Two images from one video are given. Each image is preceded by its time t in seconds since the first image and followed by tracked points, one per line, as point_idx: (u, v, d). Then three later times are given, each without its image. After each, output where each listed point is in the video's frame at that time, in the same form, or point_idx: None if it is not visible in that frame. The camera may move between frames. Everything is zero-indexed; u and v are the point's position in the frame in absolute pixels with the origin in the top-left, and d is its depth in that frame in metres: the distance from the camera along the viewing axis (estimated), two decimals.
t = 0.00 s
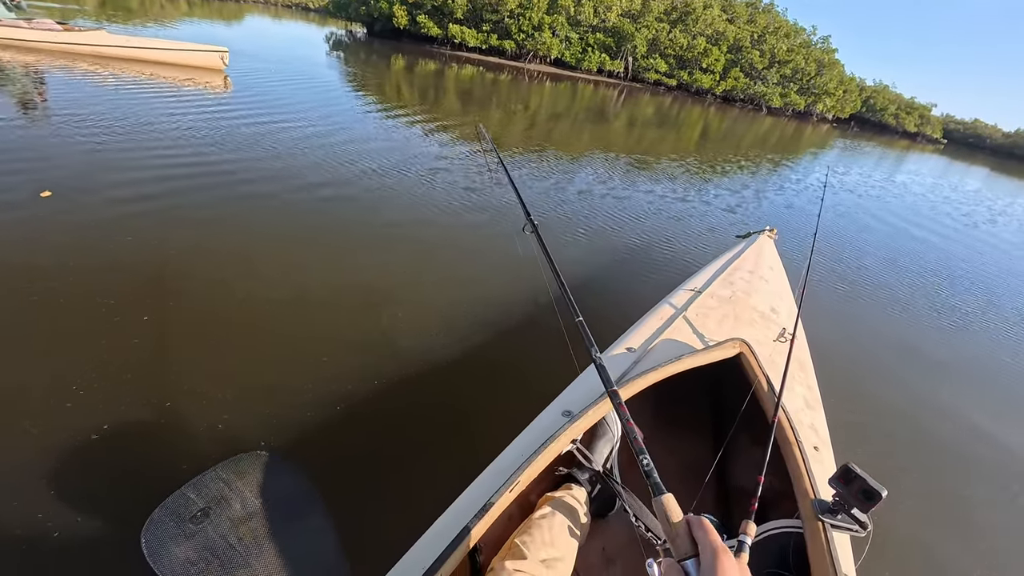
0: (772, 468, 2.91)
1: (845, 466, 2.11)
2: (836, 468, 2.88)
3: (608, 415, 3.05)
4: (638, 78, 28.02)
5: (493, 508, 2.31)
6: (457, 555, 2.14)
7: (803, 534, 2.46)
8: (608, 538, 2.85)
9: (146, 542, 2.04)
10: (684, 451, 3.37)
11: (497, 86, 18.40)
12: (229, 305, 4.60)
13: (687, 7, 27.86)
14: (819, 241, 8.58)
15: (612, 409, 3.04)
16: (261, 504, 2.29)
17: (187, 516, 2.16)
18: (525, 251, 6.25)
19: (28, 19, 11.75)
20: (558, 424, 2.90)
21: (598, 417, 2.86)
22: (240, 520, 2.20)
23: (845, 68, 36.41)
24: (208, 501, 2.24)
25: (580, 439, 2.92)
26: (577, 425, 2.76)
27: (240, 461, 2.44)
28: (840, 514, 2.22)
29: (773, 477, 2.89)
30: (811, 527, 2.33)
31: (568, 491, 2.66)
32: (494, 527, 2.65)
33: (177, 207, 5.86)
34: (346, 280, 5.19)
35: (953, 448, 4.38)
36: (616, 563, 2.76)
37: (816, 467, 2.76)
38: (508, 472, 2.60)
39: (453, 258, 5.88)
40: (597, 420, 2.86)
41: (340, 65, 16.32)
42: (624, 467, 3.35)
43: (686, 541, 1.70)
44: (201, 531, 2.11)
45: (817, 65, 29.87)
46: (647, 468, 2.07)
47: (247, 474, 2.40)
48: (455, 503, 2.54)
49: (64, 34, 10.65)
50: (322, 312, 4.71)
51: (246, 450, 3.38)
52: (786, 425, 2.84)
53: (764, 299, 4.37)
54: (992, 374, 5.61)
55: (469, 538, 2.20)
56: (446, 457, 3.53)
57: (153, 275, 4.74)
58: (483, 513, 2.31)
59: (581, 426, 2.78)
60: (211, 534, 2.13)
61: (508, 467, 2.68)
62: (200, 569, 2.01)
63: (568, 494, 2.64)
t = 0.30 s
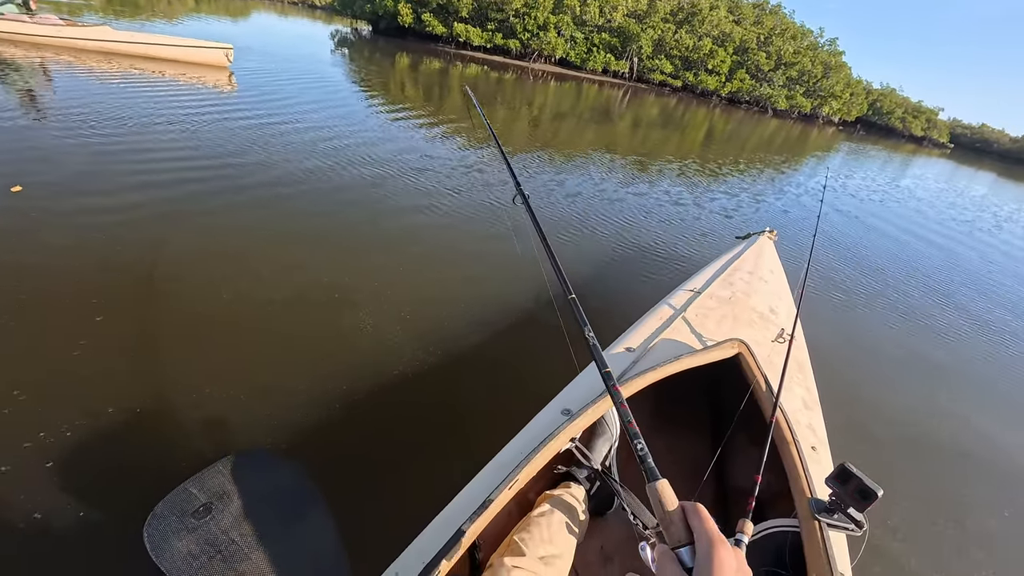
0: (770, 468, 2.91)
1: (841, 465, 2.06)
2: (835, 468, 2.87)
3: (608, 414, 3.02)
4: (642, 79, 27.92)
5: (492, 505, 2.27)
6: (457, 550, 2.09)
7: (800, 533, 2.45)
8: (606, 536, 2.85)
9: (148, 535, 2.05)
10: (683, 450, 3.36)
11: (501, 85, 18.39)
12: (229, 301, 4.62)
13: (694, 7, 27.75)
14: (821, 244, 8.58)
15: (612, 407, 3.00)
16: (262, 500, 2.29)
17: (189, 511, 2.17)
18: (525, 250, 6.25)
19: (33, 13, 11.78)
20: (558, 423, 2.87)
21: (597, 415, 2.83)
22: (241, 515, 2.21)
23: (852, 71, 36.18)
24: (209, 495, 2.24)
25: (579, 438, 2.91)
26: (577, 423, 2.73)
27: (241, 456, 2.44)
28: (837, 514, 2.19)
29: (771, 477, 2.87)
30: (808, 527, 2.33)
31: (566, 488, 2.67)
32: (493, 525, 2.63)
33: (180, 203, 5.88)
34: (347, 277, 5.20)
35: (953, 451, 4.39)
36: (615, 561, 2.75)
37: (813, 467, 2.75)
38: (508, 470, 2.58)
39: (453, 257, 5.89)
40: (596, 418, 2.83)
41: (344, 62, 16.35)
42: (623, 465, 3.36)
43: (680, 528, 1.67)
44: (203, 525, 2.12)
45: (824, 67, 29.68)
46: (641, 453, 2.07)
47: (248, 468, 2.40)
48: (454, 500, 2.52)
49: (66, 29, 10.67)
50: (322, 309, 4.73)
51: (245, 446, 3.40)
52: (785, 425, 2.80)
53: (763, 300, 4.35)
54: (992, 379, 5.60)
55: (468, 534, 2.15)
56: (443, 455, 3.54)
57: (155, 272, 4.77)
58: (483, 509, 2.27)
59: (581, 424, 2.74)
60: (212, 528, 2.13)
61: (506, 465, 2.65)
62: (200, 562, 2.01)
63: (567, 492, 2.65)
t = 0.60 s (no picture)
0: (768, 468, 2.89)
1: (838, 467, 2.07)
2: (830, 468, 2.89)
3: (608, 412, 3.01)
4: (647, 80, 27.86)
5: (492, 501, 2.28)
6: (457, 544, 2.10)
7: (796, 533, 2.43)
8: (603, 533, 2.85)
9: (150, 526, 2.08)
10: (682, 450, 3.34)
11: (504, 85, 18.41)
12: (231, 297, 4.65)
13: (699, 9, 27.70)
14: (824, 247, 8.53)
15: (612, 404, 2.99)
16: (260, 492, 2.29)
17: (190, 502, 2.19)
18: (525, 250, 6.25)
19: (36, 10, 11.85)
20: (558, 420, 2.87)
21: (597, 413, 2.83)
22: (241, 507, 2.22)
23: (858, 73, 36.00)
24: (210, 487, 2.26)
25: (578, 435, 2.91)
26: (577, 420, 2.73)
27: (242, 447, 2.44)
28: (833, 514, 2.19)
29: (769, 477, 2.86)
30: (805, 527, 2.34)
31: (565, 485, 2.68)
32: (493, 522, 2.66)
33: (184, 199, 5.92)
34: (348, 274, 5.23)
35: (956, 455, 4.37)
36: (612, 558, 2.75)
37: (810, 468, 2.75)
38: (507, 466, 2.58)
39: (454, 256, 5.91)
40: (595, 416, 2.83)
41: (348, 61, 16.41)
42: (621, 463, 3.36)
43: (678, 520, 1.65)
44: (203, 517, 2.14)
45: (829, 70, 29.59)
46: (638, 442, 2.07)
47: (248, 460, 2.40)
48: (454, 495, 2.52)
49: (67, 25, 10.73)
50: (322, 305, 4.75)
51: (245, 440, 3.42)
52: (783, 425, 2.79)
53: (763, 301, 4.34)
54: (995, 383, 5.57)
55: (468, 529, 2.16)
56: (442, 452, 3.55)
57: (158, 267, 4.80)
58: (482, 505, 2.28)
59: (581, 421, 2.75)
60: (213, 520, 2.15)
61: (506, 461, 2.66)
62: (200, 554, 2.04)
63: (566, 488, 2.66)
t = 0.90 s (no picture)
0: (766, 468, 2.87)
1: (837, 467, 2.06)
2: (828, 469, 2.88)
3: (608, 411, 3.00)
4: (650, 81, 27.77)
5: (490, 499, 2.28)
6: (455, 541, 2.11)
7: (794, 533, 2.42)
8: (601, 532, 2.84)
9: (147, 522, 2.07)
10: (682, 449, 3.34)
11: (507, 85, 18.40)
12: (231, 294, 4.66)
13: (703, 9, 27.62)
14: (826, 250, 8.51)
15: (612, 403, 2.99)
16: (259, 489, 2.30)
17: (189, 497, 2.19)
18: (525, 249, 6.25)
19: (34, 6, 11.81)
20: (557, 418, 2.86)
21: (597, 411, 2.83)
22: (239, 503, 2.22)
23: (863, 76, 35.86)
24: (208, 483, 2.26)
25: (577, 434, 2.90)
26: (576, 419, 2.73)
27: (240, 443, 2.44)
28: (831, 515, 2.18)
29: (766, 477, 2.85)
30: (802, 527, 2.33)
31: (563, 484, 2.66)
32: (492, 519, 2.66)
33: (186, 197, 5.95)
34: (348, 272, 5.25)
35: (955, 458, 4.37)
36: (609, 557, 2.74)
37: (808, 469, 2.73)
38: (506, 464, 2.58)
39: (453, 254, 5.91)
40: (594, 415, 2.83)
41: (351, 59, 16.43)
42: (621, 463, 3.35)
43: (680, 521, 1.65)
44: (202, 513, 2.14)
45: (833, 72, 29.48)
46: (640, 443, 2.06)
47: (247, 456, 2.40)
48: (452, 493, 2.51)
49: (66, 22, 10.75)
50: (323, 303, 4.76)
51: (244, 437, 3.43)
52: (781, 425, 2.78)
53: (762, 301, 4.32)
54: (996, 387, 5.57)
55: (465, 527, 2.16)
56: (440, 450, 3.55)
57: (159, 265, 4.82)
58: (480, 503, 2.28)
59: (581, 420, 2.74)
60: (211, 515, 2.15)
61: (504, 458, 2.65)
62: (198, 550, 2.04)
63: (564, 487, 2.65)
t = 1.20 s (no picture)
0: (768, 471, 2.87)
1: (839, 469, 2.05)
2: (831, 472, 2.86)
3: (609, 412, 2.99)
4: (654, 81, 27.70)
5: (490, 499, 2.28)
6: (456, 541, 2.10)
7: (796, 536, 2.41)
8: (602, 533, 2.83)
9: (148, 520, 2.08)
10: (683, 451, 3.32)
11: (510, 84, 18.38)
12: (233, 292, 4.68)
13: (708, 9, 27.51)
14: (828, 252, 8.49)
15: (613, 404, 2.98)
16: (259, 487, 2.30)
17: (189, 496, 2.20)
18: (526, 249, 6.24)
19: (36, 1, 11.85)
20: (558, 419, 2.86)
21: (598, 412, 2.82)
22: (239, 502, 2.22)
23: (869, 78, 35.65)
24: (209, 481, 2.27)
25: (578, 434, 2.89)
26: (578, 419, 2.72)
27: (240, 442, 2.45)
28: (834, 517, 2.17)
29: (769, 480, 2.84)
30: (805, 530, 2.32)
31: (564, 484, 2.66)
32: (493, 520, 2.66)
33: (190, 195, 5.98)
34: (350, 271, 5.26)
35: (955, 462, 4.36)
36: (610, 558, 2.73)
37: (811, 471, 2.72)
38: (507, 464, 2.57)
39: (455, 254, 5.92)
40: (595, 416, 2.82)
41: (355, 57, 16.43)
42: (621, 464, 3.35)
43: (678, 523, 1.63)
44: (203, 511, 2.15)
45: (839, 73, 29.33)
46: (639, 445, 2.05)
47: (247, 455, 2.41)
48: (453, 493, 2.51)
49: (67, 15, 10.74)
50: (324, 302, 4.77)
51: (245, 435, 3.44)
52: (784, 428, 2.78)
53: (765, 303, 4.30)
54: (998, 391, 5.54)
55: (466, 527, 2.15)
56: (441, 448, 3.56)
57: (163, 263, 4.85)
58: (481, 503, 2.28)
59: (582, 421, 2.73)
60: (211, 513, 2.16)
61: (505, 459, 2.65)
62: (198, 548, 2.04)
63: (565, 488, 2.64)
